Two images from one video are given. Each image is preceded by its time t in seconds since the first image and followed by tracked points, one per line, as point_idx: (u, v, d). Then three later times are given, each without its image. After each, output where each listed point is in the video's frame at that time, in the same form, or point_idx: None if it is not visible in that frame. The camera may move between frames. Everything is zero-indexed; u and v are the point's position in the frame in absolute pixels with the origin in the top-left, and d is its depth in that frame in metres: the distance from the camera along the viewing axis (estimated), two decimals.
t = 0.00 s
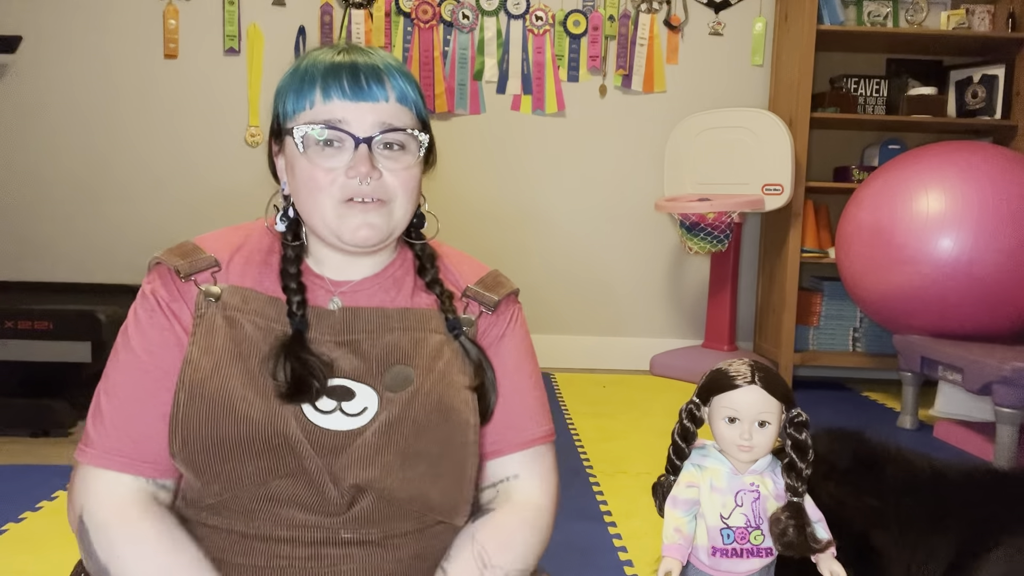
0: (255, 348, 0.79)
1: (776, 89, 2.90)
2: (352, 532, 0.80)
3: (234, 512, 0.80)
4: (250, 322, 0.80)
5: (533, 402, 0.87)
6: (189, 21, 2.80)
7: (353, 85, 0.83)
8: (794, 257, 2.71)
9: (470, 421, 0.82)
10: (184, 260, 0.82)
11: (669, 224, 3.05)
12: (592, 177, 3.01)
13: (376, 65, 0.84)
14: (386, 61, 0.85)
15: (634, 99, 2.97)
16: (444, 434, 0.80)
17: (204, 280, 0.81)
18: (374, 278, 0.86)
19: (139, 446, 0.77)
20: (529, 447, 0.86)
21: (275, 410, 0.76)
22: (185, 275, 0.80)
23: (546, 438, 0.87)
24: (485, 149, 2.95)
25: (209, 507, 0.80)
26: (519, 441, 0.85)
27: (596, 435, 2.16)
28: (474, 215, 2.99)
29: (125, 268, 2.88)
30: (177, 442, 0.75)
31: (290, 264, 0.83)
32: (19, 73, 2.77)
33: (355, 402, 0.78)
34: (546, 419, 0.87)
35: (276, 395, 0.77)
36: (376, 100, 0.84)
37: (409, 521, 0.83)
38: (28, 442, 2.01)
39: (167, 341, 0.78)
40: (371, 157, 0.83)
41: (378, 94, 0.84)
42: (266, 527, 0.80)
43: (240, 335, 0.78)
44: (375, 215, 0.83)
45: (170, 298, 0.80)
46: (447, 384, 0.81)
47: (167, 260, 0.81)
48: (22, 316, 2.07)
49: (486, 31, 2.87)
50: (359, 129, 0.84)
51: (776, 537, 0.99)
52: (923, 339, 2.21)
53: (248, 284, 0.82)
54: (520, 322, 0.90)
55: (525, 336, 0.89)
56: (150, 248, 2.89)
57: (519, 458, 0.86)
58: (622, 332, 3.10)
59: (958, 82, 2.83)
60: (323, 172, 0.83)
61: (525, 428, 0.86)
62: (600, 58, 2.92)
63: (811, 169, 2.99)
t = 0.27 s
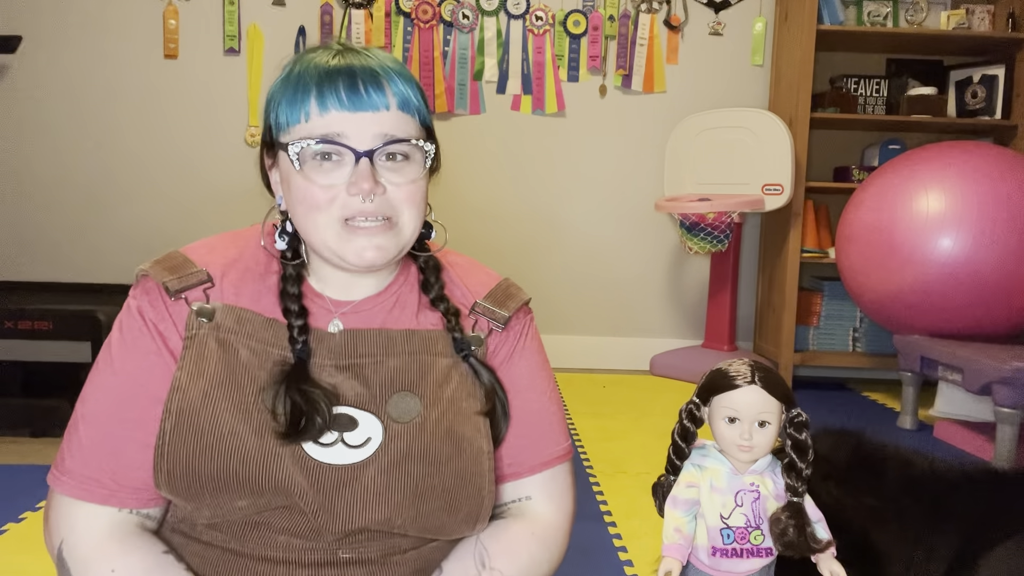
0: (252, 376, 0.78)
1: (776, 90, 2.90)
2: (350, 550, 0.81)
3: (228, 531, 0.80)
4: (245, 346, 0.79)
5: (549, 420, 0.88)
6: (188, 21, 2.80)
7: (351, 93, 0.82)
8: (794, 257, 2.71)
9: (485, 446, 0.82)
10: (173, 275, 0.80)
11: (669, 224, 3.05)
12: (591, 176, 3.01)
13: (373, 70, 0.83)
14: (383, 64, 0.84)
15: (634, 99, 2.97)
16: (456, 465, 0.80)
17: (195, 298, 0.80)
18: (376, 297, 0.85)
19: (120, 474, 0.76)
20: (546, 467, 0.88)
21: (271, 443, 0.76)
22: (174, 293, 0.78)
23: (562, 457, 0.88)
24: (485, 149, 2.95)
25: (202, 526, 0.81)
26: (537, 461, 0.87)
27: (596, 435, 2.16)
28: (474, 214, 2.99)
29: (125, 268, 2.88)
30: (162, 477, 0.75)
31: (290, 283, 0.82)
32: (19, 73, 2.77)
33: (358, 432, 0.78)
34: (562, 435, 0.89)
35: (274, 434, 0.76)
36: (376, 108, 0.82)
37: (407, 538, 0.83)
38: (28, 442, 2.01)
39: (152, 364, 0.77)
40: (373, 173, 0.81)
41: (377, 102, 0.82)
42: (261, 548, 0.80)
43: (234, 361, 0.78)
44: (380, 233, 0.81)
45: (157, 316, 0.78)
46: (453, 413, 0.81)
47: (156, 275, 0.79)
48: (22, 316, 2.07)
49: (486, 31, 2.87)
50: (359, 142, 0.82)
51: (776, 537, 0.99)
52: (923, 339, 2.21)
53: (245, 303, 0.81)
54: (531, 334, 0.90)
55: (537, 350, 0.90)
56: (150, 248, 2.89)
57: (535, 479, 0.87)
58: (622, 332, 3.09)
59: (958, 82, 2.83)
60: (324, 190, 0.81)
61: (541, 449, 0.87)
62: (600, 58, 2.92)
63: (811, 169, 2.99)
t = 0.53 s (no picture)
0: (243, 382, 0.78)
1: (776, 90, 2.90)
2: (346, 555, 0.81)
3: (223, 536, 0.80)
4: (234, 353, 0.79)
5: (546, 419, 0.88)
6: (188, 21, 2.80)
7: (343, 107, 0.80)
8: (793, 257, 2.71)
9: (481, 448, 0.82)
10: (160, 283, 0.79)
11: (669, 224, 3.05)
12: (591, 176, 3.01)
13: (370, 84, 0.80)
14: (382, 78, 0.81)
15: (634, 99, 2.97)
16: (453, 468, 0.80)
17: (182, 305, 0.80)
18: (367, 301, 0.85)
19: (109, 483, 0.76)
20: (544, 467, 0.88)
21: (264, 451, 0.76)
22: (162, 301, 0.78)
23: (558, 457, 0.88)
24: (485, 149, 2.95)
25: (197, 531, 0.80)
26: (534, 461, 0.87)
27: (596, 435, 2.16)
28: (474, 214, 2.99)
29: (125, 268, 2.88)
30: (154, 488, 0.75)
31: (280, 278, 0.82)
32: (19, 73, 2.77)
33: (352, 437, 0.78)
34: (560, 435, 0.89)
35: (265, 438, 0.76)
36: (366, 126, 0.80)
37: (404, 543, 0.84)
38: (27, 441, 2.01)
39: (141, 373, 0.77)
40: (356, 191, 0.80)
41: (368, 119, 0.80)
42: (257, 554, 0.80)
43: (225, 369, 0.78)
44: (359, 251, 0.81)
45: (144, 324, 0.78)
46: (448, 416, 0.81)
47: (142, 282, 0.79)
48: (22, 316, 2.06)
49: (486, 31, 2.87)
50: (346, 157, 0.81)
51: (776, 537, 0.99)
52: (923, 339, 2.21)
53: (233, 309, 0.81)
54: (528, 332, 0.90)
55: (534, 346, 0.90)
56: (150, 247, 2.90)
57: (533, 480, 0.87)
58: (622, 332, 3.09)
59: (958, 82, 2.82)
60: (306, 202, 0.80)
61: (539, 448, 0.87)
62: (600, 58, 2.92)
63: (811, 169, 2.99)
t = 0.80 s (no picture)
0: (244, 372, 0.78)
1: (776, 89, 2.90)
2: (347, 545, 0.81)
3: (225, 527, 0.80)
4: (238, 344, 0.79)
5: (543, 415, 0.88)
6: (189, 21, 2.80)
7: (334, 101, 0.80)
8: (794, 257, 2.71)
9: (477, 439, 0.83)
10: (167, 276, 0.79)
11: (669, 224, 3.05)
12: (592, 176, 3.01)
13: (363, 82, 0.80)
14: (380, 78, 0.81)
15: (634, 99, 2.97)
16: (451, 458, 0.80)
17: (188, 298, 0.80)
18: (367, 293, 0.85)
19: (115, 472, 0.76)
20: (540, 462, 0.88)
21: (265, 438, 0.76)
22: (168, 293, 0.78)
23: (554, 452, 0.88)
24: (485, 149, 2.95)
25: (198, 523, 0.80)
26: (531, 455, 0.87)
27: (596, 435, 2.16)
28: (474, 214, 2.99)
29: (125, 268, 2.88)
30: (157, 476, 0.75)
31: (279, 260, 0.84)
32: (20, 73, 2.77)
33: (351, 426, 0.78)
34: (556, 430, 0.89)
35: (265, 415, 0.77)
36: (355, 120, 0.81)
37: (404, 533, 0.84)
38: (28, 441, 2.01)
39: (147, 363, 0.77)
40: (336, 181, 0.81)
41: (356, 115, 0.80)
42: (258, 545, 0.80)
43: (227, 358, 0.78)
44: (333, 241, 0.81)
45: (151, 315, 0.78)
46: (447, 406, 0.82)
47: (150, 275, 0.79)
48: (22, 315, 2.07)
49: (486, 31, 2.87)
50: (332, 147, 0.81)
51: (776, 537, 0.99)
52: (923, 339, 2.21)
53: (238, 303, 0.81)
54: (524, 330, 0.90)
55: (531, 343, 0.90)
56: (150, 247, 2.90)
57: (529, 474, 0.87)
58: (622, 332, 3.10)
59: (958, 82, 2.82)
60: (289, 188, 0.81)
61: (535, 443, 0.87)
62: (600, 58, 2.92)
63: (811, 169, 2.99)
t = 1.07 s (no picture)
0: (249, 364, 0.78)
1: (776, 89, 2.90)
2: (351, 539, 0.81)
3: (229, 520, 0.80)
4: (244, 337, 0.79)
5: (542, 412, 0.88)
6: (189, 21, 2.80)
7: (333, 91, 0.81)
8: (793, 257, 2.71)
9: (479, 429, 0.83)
10: (174, 270, 0.79)
11: (669, 224, 3.05)
12: (592, 176, 3.01)
13: (361, 72, 0.81)
14: (378, 69, 0.81)
15: (634, 99, 2.97)
16: (454, 451, 0.80)
17: (195, 293, 0.80)
18: (372, 288, 0.86)
19: (121, 465, 0.76)
20: (538, 458, 0.88)
21: (271, 429, 0.76)
22: (175, 288, 0.78)
23: (552, 448, 0.89)
24: (485, 149, 2.95)
25: (202, 516, 0.80)
26: (530, 451, 0.87)
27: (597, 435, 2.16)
28: (475, 214, 2.99)
29: (125, 268, 2.88)
30: (164, 467, 0.75)
31: (286, 254, 0.84)
32: (19, 73, 2.77)
33: (355, 418, 0.77)
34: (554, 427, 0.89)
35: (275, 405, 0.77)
36: (353, 110, 0.81)
37: (407, 527, 0.84)
38: (27, 441, 2.01)
39: (153, 357, 0.77)
40: (335, 169, 0.81)
41: (355, 104, 0.81)
42: (261, 539, 0.79)
43: (233, 351, 0.78)
44: (332, 229, 0.81)
45: (158, 310, 0.78)
46: (450, 399, 0.82)
47: (157, 271, 0.79)
48: (22, 315, 2.06)
49: (486, 31, 2.87)
50: (331, 137, 0.81)
51: (776, 537, 0.99)
52: (923, 339, 2.21)
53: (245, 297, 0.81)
54: (524, 329, 0.90)
55: (530, 342, 0.90)
56: (150, 247, 2.90)
57: (529, 468, 0.88)
58: (623, 332, 3.10)
59: (959, 82, 2.82)
60: (289, 177, 0.82)
61: (532, 440, 0.87)
62: (600, 58, 2.92)
63: (811, 169, 2.99)
